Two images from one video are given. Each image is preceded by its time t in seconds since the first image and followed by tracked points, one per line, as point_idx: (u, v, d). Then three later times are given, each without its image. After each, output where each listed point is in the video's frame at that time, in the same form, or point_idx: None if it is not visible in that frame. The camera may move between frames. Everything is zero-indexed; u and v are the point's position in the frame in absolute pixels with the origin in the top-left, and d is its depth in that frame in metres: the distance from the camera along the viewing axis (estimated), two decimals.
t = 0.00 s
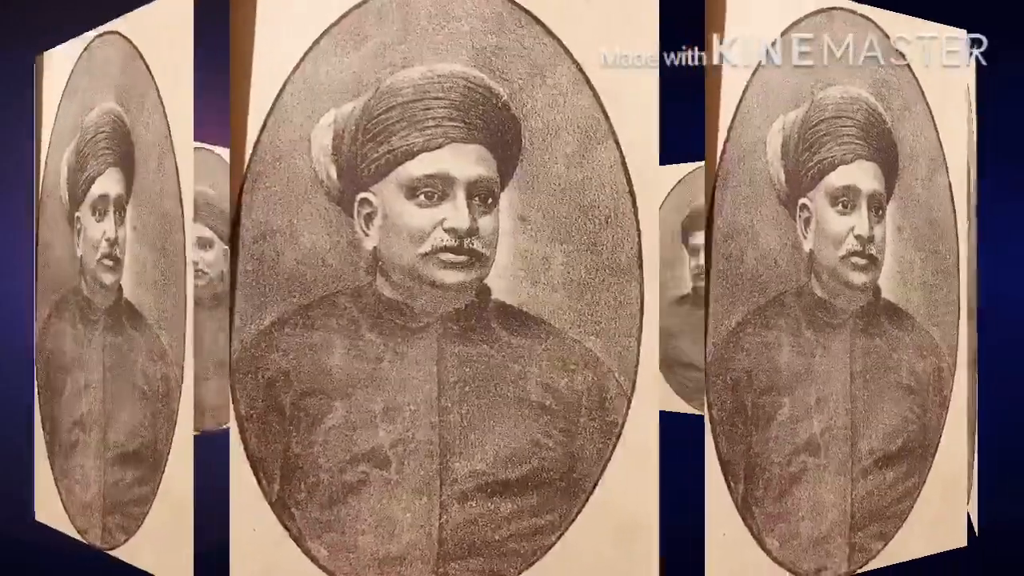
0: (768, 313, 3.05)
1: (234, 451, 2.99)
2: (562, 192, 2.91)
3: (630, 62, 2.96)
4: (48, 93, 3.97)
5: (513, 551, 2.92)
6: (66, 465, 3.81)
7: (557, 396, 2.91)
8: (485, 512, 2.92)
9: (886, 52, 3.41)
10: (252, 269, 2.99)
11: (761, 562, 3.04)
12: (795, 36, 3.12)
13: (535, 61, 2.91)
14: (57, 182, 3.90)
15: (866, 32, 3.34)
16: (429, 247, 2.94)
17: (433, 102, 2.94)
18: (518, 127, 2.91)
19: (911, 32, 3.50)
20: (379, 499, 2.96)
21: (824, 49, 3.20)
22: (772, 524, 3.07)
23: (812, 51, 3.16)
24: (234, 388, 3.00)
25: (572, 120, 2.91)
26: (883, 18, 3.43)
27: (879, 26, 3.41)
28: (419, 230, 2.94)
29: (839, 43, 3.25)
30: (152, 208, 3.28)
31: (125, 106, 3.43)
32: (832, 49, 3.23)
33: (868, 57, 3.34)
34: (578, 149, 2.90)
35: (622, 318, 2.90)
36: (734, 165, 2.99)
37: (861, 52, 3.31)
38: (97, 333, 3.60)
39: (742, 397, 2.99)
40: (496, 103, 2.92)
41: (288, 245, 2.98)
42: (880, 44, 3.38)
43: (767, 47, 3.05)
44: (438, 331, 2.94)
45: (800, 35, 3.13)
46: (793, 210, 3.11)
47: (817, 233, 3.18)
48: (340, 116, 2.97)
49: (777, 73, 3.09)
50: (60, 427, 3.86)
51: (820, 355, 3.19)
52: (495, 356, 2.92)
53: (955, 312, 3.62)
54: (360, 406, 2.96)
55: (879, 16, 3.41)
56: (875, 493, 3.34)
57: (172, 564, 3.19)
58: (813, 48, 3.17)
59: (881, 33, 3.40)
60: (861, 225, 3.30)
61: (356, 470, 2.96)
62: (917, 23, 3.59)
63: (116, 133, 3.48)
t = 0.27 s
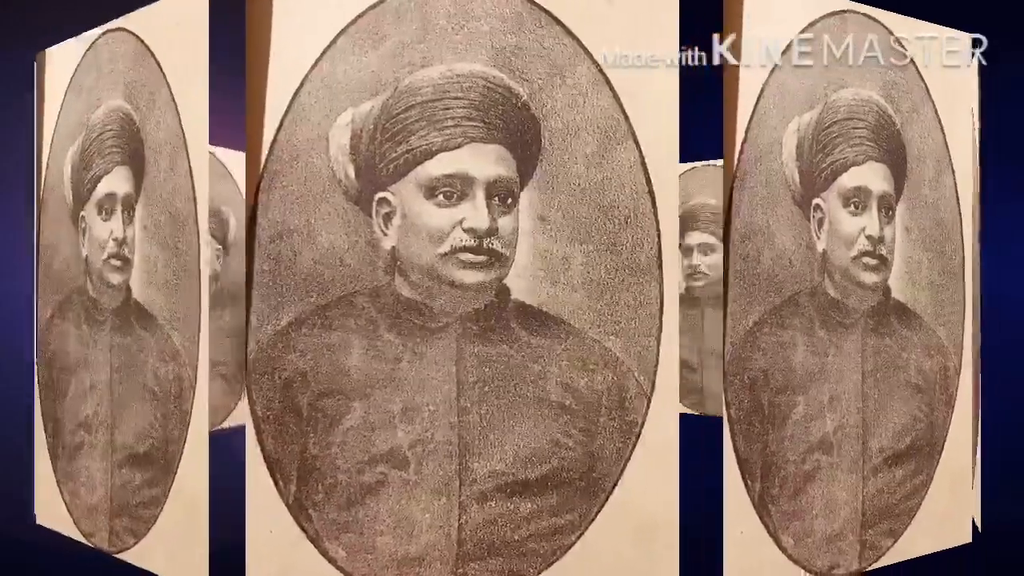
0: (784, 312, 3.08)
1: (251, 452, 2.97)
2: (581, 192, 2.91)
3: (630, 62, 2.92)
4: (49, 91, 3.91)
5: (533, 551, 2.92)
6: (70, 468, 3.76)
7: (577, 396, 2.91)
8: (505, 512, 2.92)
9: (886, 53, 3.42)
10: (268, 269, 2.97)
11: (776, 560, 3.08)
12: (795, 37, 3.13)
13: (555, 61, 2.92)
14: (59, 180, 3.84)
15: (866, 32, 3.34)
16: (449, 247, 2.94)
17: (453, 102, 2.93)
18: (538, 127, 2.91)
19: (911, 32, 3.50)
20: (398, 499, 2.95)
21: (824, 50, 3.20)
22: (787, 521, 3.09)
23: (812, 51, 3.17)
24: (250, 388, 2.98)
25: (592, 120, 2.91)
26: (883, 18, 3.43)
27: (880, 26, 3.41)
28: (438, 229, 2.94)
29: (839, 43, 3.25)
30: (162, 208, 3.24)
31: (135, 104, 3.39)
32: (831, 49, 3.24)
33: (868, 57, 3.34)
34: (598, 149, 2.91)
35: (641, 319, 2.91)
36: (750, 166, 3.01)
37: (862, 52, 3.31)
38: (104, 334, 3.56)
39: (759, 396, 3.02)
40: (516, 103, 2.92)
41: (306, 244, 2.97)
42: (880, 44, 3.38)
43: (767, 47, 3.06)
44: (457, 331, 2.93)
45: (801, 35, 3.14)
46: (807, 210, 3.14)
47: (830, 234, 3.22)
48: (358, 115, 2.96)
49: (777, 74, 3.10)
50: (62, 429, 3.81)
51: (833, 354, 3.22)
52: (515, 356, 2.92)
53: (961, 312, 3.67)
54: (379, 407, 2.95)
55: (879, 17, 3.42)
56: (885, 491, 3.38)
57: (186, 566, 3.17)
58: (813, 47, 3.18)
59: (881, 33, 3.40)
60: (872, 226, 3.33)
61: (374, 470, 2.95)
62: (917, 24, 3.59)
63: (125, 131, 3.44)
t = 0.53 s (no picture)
0: (803, 312, 3.11)
1: (273, 454, 2.95)
2: (607, 192, 2.92)
3: (633, 63, 2.93)
4: (52, 88, 3.84)
5: (559, 551, 2.92)
6: (76, 471, 3.69)
7: (602, 395, 2.92)
8: (530, 512, 2.92)
9: (885, 53, 3.41)
10: (291, 269, 2.95)
11: (797, 557, 3.09)
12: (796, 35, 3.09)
13: (580, 61, 2.92)
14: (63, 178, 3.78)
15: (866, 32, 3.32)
16: (473, 247, 2.93)
17: (477, 102, 2.92)
18: (563, 127, 2.92)
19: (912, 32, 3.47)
20: (422, 500, 2.93)
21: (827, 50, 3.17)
22: (805, 519, 3.13)
23: (814, 51, 3.13)
24: (272, 389, 2.96)
25: (617, 120, 2.92)
26: (883, 19, 3.42)
27: (880, 27, 3.39)
28: (463, 229, 2.93)
29: (839, 43, 3.22)
30: (178, 207, 3.20)
31: (148, 102, 3.34)
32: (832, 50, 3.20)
33: (867, 57, 3.32)
34: (622, 149, 2.92)
35: (665, 319, 2.92)
36: (771, 167, 3.05)
37: (861, 52, 3.29)
38: (114, 335, 3.51)
39: (779, 394, 3.05)
40: (541, 103, 2.92)
41: (329, 244, 2.94)
42: (880, 45, 3.37)
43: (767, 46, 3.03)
44: (483, 331, 2.93)
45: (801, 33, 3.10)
46: (824, 211, 3.18)
47: (845, 234, 3.26)
48: (382, 114, 2.94)
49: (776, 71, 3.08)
50: (68, 431, 3.75)
51: (849, 353, 3.26)
52: (540, 356, 2.92)
53: (967, 311, 3.74)
54: (403, 407, 2.94)
55: (879, 18, 3.40)
56: (896, 488, 3.43)
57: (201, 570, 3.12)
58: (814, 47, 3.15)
59: (881, 34, 3.39)
60: (885, 227, 3.38)
61: (398, 471, 2.94)
62: (916, 25, 3.59)
63: (137, 129, 3.39)
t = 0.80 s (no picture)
0: (819, 312, 3.15)
1: (294, 454, 2.93)
2: (629, 193, 2.93)
3: (632, 62, 2.93)
4: (56, 85, 3.78)
5: (581, 550, 2.93)
6: (83, 474, 3.64)
7: (624, 394, 2.93)
8: (552, 512, 2.92)
9: (885, 53, 3.41)
10: (311, 269, 2.93)
11: (813, 555, 3.12)
12: (797, 36, 3.09)
13: (602, 61, 2.93)
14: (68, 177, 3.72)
15: (866, 32, 3.33)
16: (495, 247, 2.93)
17: (500, 102, 2.92)
18: (585, 127, 2.93)
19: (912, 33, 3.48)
20: (445, 500, 2.93)
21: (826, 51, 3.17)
22: (822, 516, 3.16)
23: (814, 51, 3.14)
24: (292, 390, 2.93)
25: (639, 121, 2.93)
26: (885, 19, 3.43)
27: (880, 27, 3.40)
28: (485, 229, 2.93)
29: (840, 42, 3.22)
30: (193, 206, 3.17)
31: (160, 100, 3.30)
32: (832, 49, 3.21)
33: (867, 57, 3.32)
34: (644, 150, 2.93)
35: (687, 319, 2.94)
36: (788, 169, 3.08)
37: (861, 52, 3.29)
38: (123, 336, 3.46)
39: (797, 393, 3.08)
40: (563, 103, 2.92)
41: (350, 244, 2.93)
42: (880, 45, 3.37)
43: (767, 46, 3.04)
44: (505, 331, 2.92)
45: (802, 34, 3.10)
46: (839, 212, 3.21)
47: (859, 235, 3.30)
48: (404, 114, 2.93)
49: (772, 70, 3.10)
50: (73, 434, 3.69)
51: (862, 353, 3.30)
52: (562, 356, 2.92)
53: (971, 311, 3.80)
54: (424, 408, 2.93)
55: (883, 18, 3.41)
56: (906, 485, 3.48)
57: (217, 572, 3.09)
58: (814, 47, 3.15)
59: (881, 35, 3.39)
60: (895, 227, 3.42)
61: (420, 472, 2.93)
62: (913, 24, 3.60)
63: (149, 127, 3.35)
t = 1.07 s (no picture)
0: (834, 312, 3.18)
1: (315, 455, 2.91)
2: (651, 193, 2.94)
3: (630, 62, 2.94)
4: (62, 82, 3.73)
5: (603, 549, 2.94)
6: (89, 476, 3.59)
7: (645, 394, 2.94)
8: (575, 511, 2.93)
9: (885, 53, 3.39)
10: (333, 269, 2.91)
11: (828, 551, 3.16)
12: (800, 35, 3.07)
13: (625, 62, 2.94)
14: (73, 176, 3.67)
15: (869, 33, 3.32)
16: (518, 248, 2.93)
17: (522, 102, 2.92)
18: (607, 128, 2.93)
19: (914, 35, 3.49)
20: (467, 501, 2.92)
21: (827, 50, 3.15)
22: (837, 514, 3.19)
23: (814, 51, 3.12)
24: (312, 390, 2.92)
25: (660, 121, 2.95)
26: (887, 19, 3.41)
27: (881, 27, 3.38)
28: (507, 229, 2.93)
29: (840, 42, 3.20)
30: (209, 205, 3.13)
31: (173, 97, 3.26)
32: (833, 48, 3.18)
33: (867, 57, 3.30)
34: (665, 150, 2.95)
35: (707, 318, 2.95)
36: (805, 170, 3.11)
37: (861, 52, 3.27)
38: (134, 336, 3.41)
39: (814, 392, 3.11)
40: (585, 104, 2.93)
41: (372, 244, 2.91)
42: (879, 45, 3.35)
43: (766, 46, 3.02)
44: (528, 331, 2.93)
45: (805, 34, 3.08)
46: (853, 213, 3.25)
47: (871, 236, 3.34)
48: (426, 113, 2.92)
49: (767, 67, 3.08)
50: (79, 436, 3.63)
51: (874, 352, 3.34)
52: (584, 356, 2.93)
53: (975, 310, 3.86)
54: (447, 408, 2.92)
55: (889, 20, 3.41)
56: (915, 482, 3.53)
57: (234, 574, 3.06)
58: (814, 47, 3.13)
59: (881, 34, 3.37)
60: (905, 228, 3.47)
61: (441, 472, 2.92)
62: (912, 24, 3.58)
63: (161, 125, 3.31)
